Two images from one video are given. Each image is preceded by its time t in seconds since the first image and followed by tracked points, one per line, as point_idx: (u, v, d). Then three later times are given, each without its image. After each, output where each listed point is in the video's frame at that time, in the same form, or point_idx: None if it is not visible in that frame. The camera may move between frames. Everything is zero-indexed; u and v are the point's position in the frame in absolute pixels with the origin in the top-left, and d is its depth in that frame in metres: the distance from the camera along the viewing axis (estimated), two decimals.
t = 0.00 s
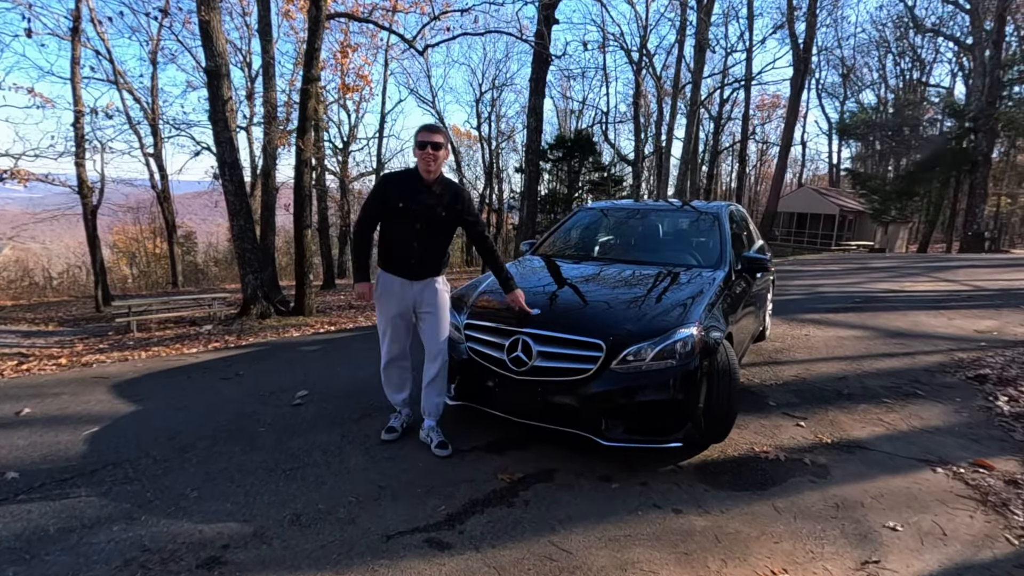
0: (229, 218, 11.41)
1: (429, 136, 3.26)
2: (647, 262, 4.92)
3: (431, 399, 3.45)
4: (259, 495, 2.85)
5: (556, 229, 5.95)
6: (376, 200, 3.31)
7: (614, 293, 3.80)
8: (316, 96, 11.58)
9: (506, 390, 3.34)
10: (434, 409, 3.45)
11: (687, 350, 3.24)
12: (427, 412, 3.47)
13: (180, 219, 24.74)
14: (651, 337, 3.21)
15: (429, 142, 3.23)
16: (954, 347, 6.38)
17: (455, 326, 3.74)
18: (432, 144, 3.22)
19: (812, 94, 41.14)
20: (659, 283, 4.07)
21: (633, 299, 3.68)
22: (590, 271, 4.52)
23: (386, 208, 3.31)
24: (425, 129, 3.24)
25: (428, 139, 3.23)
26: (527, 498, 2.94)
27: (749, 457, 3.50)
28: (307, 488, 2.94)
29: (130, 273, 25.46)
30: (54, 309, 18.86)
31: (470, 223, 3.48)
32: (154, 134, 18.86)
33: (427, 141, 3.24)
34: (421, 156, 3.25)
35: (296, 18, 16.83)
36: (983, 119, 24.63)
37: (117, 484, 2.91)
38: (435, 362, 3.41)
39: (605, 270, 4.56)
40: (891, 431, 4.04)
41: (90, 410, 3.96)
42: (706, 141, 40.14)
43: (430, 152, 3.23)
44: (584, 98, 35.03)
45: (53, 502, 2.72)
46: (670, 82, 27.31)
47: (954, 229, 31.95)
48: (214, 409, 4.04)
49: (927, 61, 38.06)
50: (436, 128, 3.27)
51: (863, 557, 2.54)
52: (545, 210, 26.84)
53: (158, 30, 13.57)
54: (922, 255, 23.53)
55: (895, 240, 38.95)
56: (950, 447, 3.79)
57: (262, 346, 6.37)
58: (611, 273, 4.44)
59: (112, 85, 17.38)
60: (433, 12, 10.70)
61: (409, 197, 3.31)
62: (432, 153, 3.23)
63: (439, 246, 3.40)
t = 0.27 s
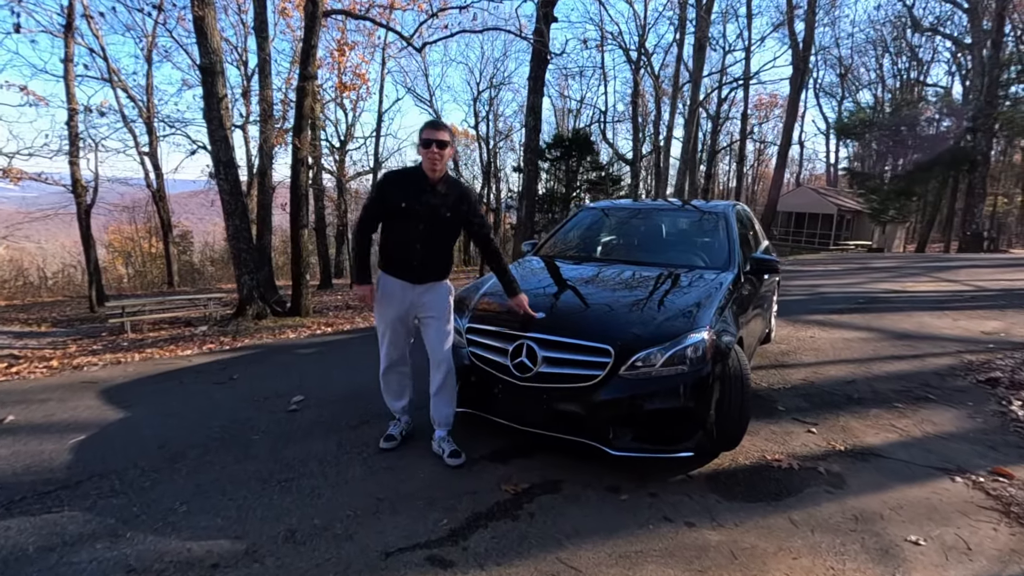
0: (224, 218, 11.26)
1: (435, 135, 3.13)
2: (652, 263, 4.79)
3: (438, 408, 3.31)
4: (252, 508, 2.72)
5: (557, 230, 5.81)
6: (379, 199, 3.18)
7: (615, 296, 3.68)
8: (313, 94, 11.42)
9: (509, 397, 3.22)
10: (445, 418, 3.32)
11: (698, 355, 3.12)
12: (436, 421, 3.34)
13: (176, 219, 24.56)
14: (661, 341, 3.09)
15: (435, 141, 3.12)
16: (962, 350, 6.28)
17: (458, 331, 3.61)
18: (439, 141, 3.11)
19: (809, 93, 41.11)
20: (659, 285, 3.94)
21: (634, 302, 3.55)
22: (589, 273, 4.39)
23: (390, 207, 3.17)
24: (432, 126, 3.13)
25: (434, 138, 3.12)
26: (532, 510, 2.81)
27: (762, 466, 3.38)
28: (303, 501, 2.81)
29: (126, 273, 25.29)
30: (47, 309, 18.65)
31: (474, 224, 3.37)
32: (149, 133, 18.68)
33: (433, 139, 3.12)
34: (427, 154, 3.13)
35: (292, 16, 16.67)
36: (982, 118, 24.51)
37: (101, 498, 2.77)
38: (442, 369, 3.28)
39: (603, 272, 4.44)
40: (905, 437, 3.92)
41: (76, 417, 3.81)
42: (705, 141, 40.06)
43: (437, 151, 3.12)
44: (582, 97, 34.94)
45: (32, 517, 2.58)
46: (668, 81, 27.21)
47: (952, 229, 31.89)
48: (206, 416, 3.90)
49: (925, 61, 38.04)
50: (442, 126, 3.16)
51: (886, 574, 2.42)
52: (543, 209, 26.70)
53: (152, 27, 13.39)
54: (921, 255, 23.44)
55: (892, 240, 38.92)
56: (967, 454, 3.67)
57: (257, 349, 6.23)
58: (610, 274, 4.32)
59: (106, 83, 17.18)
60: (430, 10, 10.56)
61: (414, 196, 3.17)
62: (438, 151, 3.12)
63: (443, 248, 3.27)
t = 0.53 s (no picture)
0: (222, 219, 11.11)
1: (459, 134, 2.98)
2: (660, 267, 4.66)
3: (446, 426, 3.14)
4: (246, 529, 2.57)
5: (560, 232, 5.68)
6: (398, 202, 3.02)
7: (619, 302, 3.54)
8: (312, 93, 11.27)
9: (516, 409, 3.08)
10: (450, 436, 3.14)
11: (714, 366, 2.98)
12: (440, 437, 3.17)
13: (174, 218, 24.39)
14: (676, 351, 2.95)
15: (460, 142, 2.97)
16: (975, 355, 6.14)
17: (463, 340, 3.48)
18: (465, 143, 2.97)
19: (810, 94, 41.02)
20: (663, 291, 3.81)
21: (640, 308, 3.41)
22: (590, 277, 4.26)
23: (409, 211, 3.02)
24: (456, 125, 2.97)
25: (459, 138, 2.97)
26: (542, 530, 2.67)
27: (778, 480, 3.24)
28: (300, 520, 2.67)
29: (124, 273, 25.14)
30: (43, 309, 18.47)
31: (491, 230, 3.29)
32: (147, 133, 18.53)
33: (458, 139, 2.97)
34: (450, 156, 2.98)
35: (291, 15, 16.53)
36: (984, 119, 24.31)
37: (87, 517, 2.62)
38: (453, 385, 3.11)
39: (605, 275, 4.30)
40: (924, 448, 3.78)
41: (65, 428, 3.66)
42: (705, 141, 39.93)
43: (462, 153, 2.98)
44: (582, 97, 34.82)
45: (13, 538, 2.44)
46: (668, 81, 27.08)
47: (954, 229, 31.76)
48: (199, 426, 3.75)
49: (926, 61, 37.94)
50: (468, 126, 3.00)
51: None
52: (543, 210, 26.55)
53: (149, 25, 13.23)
54: (923, 256, 23.28)
55: (893, 241, 38.79)
56: (991, 467, 3.54)
57: (254, 354, 6.08)
58: (612, 279, 4.18)
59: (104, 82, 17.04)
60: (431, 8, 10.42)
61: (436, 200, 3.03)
62: (463, 154, 2.98)
63: (462, 255, 3.17)
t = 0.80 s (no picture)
0: (217, 219, 10.96)
1: (473, 124, 2.82)
2: (662, 268, 4.51)
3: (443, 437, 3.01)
4: (226, 547, 2.43)
5: (560, 232, 5.53)
6: (410, 196, 2.82)
7: (619, 304, 3.40)
8: (310, 92, 11.13)
9: (514, 418, 2.94)
10: (445, 447, 3.00)
11: (722, 373, 2.83)
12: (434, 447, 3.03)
13: (172, 218, 24.25)
14: (682, 357, 2.81)
15: (475, 132, 2.81)
16: (984, 358, 6.00)
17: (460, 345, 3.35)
18: (482, 133, 2.82)
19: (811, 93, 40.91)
20: (664, 292, 3.67)
21: (641, 311, 3.28)
22: (590, 278, 4.13)
23: (421, 205, 2.83)
24: (470, 115, 2.82)
25: (473, 129, 2.82)
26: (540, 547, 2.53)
27: (788, 492, 3.10)
28: (285, 537, 2.52)
29: (122, 273, 25.00)
30: (39, 310, 18.32)
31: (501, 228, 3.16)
32: (144, 132, 18.40)
33: (472, 129, 2.81)
34: (465, 148, 2.82)
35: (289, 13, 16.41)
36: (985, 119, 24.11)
37: (59, 534, 2.48)
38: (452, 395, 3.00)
39: (605, 277, 4.17)
40: (938, 457, 3.64)
41: (44, 436, 3.52)
42: (706, 141, 39.81)
43: (477, 144, 2.82)
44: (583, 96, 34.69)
45: None
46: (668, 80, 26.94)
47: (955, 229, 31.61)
48: (184, 434, 3.60)
49: (927, 60, 37.80)
50: (482, 116, 2.85)
51: None
52: (543, 210, 26.41)
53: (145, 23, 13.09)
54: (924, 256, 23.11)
55: (894, 241, 38.65)
56: (1008, 477, 3.39)
57: (246, 356, 5.93)
58: (612, 280, 4.05)
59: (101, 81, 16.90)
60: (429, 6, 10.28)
61: (449, 195, 2.86)
62: (479, 146, 2.83)
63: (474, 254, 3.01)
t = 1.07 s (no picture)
0: (209, 218, 10.78)
1: (465, 113, 2.55)
2: (660, 269, 4.35)
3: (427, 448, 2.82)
4: (189, 568, 2.26)
5: (556, 231, 5.36)
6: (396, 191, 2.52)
7: (616, 306, 3.24)
8: (303, 89, 10.96)
9: (501, 427, 2.77)
10: (428, 458, 2.83)
11: (721, 379, 2.67)
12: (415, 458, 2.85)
13: (169, 218, 24.09)
14: (679, 363, 2.64)
15: (467, 121, 2.55)
16: (991, 360, 5.83)
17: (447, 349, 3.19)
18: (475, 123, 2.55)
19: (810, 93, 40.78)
20: (663, 293, 3.51)
21: (639, 313, 3.11)
22: (587, 278, 3.96)
23: (409, 201, 2.53)
24: (462, 102, 2.55)
25: (466, 118, 2.55)
26: (528, 566, 2.36)
27: (791, 504, 2.94)
28: (254, 557, 2.35)
29: (120, 273, 24.85)
30: (32, 311, 18.14)
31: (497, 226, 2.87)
32: (140, 132, 18.24)
33: (465, 119, 2.54)
34: (457, 140, 2.54)
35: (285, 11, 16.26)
36: (986, 118, 23.86)
37: (10, 555, 2.31)
38: (438, 405, 2.79)
39: (602, 277, 4.00)
40: (948, 466, 3.48)
41: (10, 446, 3.35)
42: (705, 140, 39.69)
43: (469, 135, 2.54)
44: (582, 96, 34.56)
45: None
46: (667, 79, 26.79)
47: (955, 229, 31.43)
48: (157, 443, 3.43)
49: (927, 59, 37.63)
50: (476, 104, 2.58)
51: None
52: (541, 210, 26.22)
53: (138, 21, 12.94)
54: (925, 256, 22.91)
55: (894, 241, 38.48)
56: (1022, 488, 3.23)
57: (233, 360, 5.77)
58: (610, 280, 3.88)
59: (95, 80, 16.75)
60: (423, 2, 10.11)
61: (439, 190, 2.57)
62: (471, 137, 2.55)
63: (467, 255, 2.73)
